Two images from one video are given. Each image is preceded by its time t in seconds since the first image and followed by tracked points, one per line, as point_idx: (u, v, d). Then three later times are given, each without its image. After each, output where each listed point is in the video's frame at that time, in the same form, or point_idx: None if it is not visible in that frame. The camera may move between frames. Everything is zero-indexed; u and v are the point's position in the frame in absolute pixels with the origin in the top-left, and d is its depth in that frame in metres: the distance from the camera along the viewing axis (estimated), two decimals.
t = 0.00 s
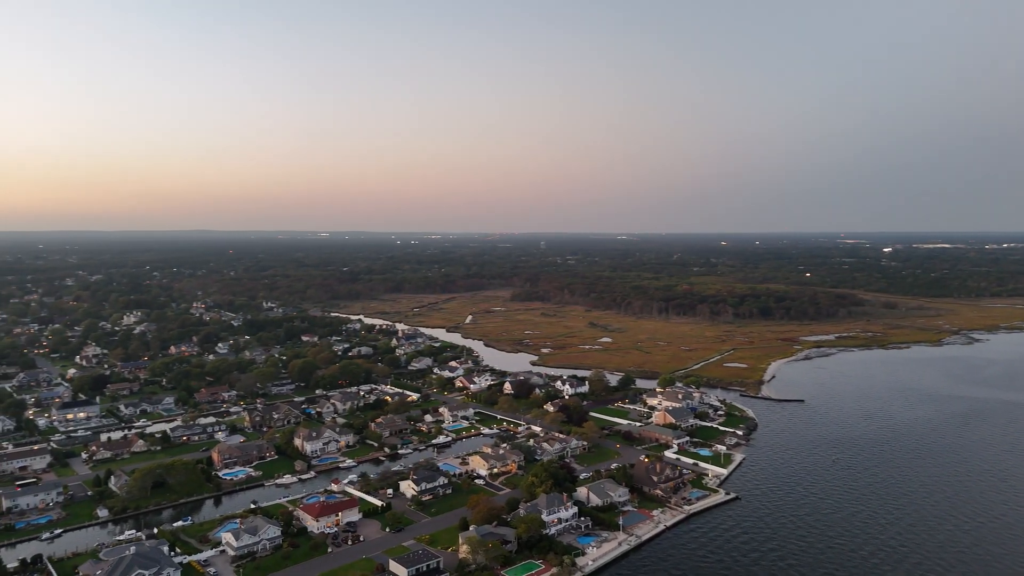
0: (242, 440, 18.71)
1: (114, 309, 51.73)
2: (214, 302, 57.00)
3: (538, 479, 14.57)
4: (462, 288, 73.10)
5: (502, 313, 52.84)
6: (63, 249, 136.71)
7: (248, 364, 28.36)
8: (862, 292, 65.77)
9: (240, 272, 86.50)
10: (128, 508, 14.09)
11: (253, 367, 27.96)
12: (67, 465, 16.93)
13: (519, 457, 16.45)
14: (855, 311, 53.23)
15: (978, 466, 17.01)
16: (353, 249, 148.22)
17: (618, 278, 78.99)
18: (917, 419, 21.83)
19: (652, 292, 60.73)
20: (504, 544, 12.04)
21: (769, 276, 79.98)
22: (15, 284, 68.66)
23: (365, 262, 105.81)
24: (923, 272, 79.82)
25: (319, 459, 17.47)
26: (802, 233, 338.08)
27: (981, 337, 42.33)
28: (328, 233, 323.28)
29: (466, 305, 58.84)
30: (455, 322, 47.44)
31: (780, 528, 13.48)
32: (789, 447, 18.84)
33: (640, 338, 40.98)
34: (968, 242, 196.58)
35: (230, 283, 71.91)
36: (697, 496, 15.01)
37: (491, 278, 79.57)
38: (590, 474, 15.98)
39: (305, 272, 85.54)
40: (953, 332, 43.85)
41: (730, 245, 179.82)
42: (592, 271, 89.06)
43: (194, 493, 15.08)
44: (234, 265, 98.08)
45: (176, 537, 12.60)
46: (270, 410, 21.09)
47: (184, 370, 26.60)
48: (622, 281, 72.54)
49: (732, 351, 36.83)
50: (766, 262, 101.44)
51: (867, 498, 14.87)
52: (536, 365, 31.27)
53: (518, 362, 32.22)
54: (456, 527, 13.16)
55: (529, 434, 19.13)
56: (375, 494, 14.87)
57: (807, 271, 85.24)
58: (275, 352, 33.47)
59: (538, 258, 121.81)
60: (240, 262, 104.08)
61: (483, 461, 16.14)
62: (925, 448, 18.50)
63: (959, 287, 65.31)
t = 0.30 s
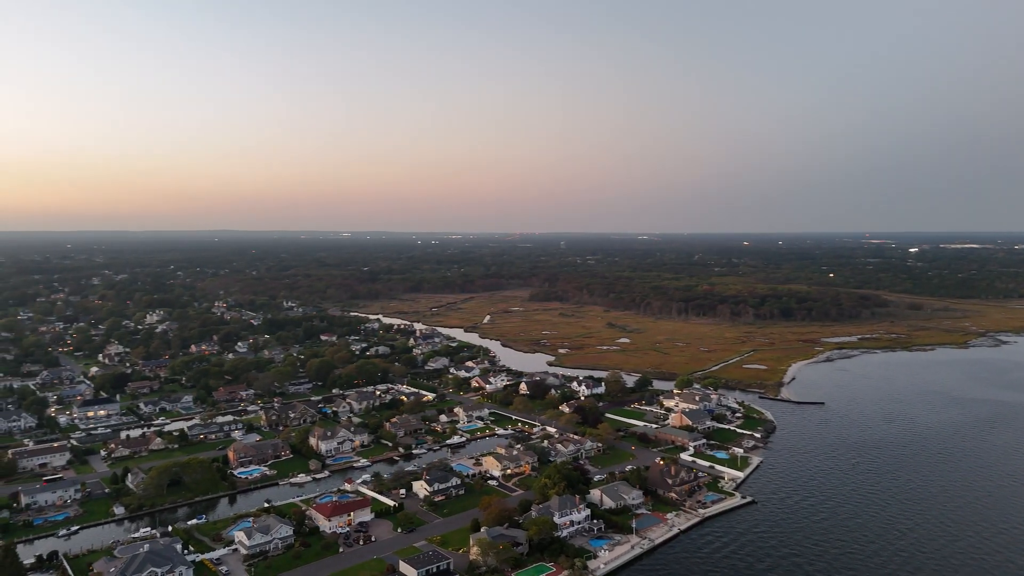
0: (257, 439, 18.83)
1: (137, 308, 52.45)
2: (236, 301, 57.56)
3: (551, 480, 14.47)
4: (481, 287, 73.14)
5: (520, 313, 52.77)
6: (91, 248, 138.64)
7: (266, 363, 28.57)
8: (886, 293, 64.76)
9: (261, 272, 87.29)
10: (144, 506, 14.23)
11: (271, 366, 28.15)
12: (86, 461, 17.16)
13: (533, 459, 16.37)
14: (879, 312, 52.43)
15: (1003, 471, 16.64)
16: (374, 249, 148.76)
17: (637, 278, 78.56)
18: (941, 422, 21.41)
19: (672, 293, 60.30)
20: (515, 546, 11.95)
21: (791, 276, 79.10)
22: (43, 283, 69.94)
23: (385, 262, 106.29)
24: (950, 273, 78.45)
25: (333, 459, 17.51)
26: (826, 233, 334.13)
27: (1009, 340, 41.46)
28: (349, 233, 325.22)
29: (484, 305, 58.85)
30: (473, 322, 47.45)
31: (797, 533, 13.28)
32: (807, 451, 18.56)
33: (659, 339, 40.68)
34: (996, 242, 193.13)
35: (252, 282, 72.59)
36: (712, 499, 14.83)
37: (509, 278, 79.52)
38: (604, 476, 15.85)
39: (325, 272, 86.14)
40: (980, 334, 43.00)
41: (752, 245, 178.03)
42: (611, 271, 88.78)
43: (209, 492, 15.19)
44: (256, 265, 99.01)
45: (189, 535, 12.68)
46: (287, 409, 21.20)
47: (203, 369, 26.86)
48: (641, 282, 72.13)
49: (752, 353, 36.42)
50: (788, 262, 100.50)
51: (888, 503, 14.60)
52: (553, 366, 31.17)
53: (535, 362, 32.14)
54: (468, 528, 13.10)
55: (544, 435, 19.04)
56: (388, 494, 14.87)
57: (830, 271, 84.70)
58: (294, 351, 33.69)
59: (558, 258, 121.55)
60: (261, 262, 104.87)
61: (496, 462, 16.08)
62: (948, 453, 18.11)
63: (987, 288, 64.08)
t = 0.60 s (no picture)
0: (273, 438, 18.92)
1: (160, 307, 53.11)
2: (256, 301, 58.08)
3: (564, 482, 14.36)
4: (499, 287, 73.13)
5: (538, 313, 52.66)
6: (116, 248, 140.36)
7: (284, 362, 28.75)
8: (911, 294, 63.68)
9: (283, 272, 87.93)
10: (160, 504, 14.35)
11: (288, 365, 28.35)
12: (105, 459, 17.36)
13: (547, 460, 16.27)
14: (904, 313, 51.56)
15: None
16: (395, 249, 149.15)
17: (657, 278, 78.07)
18: (966, 426, 20.97)
19: (692, 293, 59.82)
20: (526, 548, 11.87)
21: (814, 277, 78.16)
22: (70, 282, 71.15)
23: (405, 262, 106.68)
24: (977, 274, 76.96)
25: (348, 458, 17.55)
26: (850, 233, 329.90)
27: None
28: (369, 233, 326.82)
29: (502, 305, 58.82)
30: (491, 322, 47.41)
31: (813, 538, 13.07)
32: (826, 454, 18.25)
33: (678, 340, 40.33)
34: None
35: (272, 281, 73.18)
36: (728, 503, 14.63)
37: (529, 278, 79.38)
38: (619, 478, 15.69)
39: (345, 271, 86.61)
40: (1008, 337, 42.06)
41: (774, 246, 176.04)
42: (630, 271, 88.49)
43: (223, 490, 15.29)
44: (278, 265, 99.87)
45: (202, 533, 12.75)
46: (303, 408, 21.31)
47: (222, 367, 27.08)
48: (661, 282, 71.66)
49: (772, 354, 35.99)
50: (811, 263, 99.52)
51: (909, 509, 14.30)
52: (569, 366, 31.02)
53: (552, 363, 32.02)
54: (479, 529, 13.03)
55: (558, 436, 18.94)
56: (401, 494, 14.85)
57: (852, 271, 84.50)
58: (312, 350, 33.89)
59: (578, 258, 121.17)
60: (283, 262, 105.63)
61: (509, 463, 15.99)
62: (972, 458, 17.71)
63: (1015, 289, 62.76)
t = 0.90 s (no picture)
0: (289, 437, 19.01)
1: (182, 306, 53.70)
2: (277, 300, 58.52)
3: (577, 484, 14.24)
4: (518, 287, 73.03)
5: (556, 313, 52.51)
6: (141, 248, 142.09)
7: (302, 362, 28.92)
8: (938, 295, 62.54)
9: (304, 271, 88.57)
10: (175, 502, 14.47)
11: (306, 365, 28.52)
12: (123, 456, 17.55)
13: (560, 462, 16.16)
14: (929, 315, 50.63)
15: None
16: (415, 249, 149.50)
17: (677, 278, 77.50)
18: (991, 430, 20.51)
19: (712, 293, 59.28)
20: (537, 551, 11.79)
21: (837, 278, 77.10)
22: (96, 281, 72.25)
23: (424, 261, 106.98)
24: (1006, 275, 75.40)
25: (362, 458, 17.56)
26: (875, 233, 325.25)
27: None
28: (390, 233, 328.27)
29: (521, 305, 58.69)
30: (509, 322, 47.33)
31: (831, 543, 12.83)
32: (846, 458, 17.94)
33: (696, 341, 39.96)
34: None
35: (293, 281, 73.71)
36: (744, 507, 14.42)
37: (547, 278, 79.20)
38: (633, 480, 15.55)
39: (365, 271, 86.99)
40: None
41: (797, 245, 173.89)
42: (650, 271, 88.01)
43: (238, 489, 15.38)
44: (299, 264, 100.62)
45: (216, 531, 12.82)
46: (319, 407, 21.38)
47: (240, 366, 27.31)
48: (681, 282, 71.12)
49: (793, 355, 35.53)
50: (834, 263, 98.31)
51: (930, 514, 14.00)
52: (587, 367, 30.88)
53: (569, 363, 31.88)
54: (491, 531, 12.97)
55: (573, 437, 18.82)
56: (413, 494, 14.83)
57: (877, 271, 83.42)
58: (330, 349, 34.04)
59: (598, 258, 120.68)
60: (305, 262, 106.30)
61: (523, 464, 15.91)
62: (997, 463, 17.30)
63: None
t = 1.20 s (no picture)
0: (304, 436, 19.07)
1: (204, 305, 54.29)
2: (297, 299, 58.94)
3: (589, 486, 14.12)
4: (537, 287, 72.87)
5: (575, 313, 52.30)
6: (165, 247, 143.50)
7: (319, 361, 29.07)
8: (965, 296, 61.32)
9: (325, 271, 89.13)
10: (190, 500, 14.57)
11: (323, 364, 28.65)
12: (140, 454, 17.73)
13: (574, 463, 16.04)
14: (956, 316, 49.66)
15: None
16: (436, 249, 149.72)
17: (697, 279, 76.85)
18: (1017, 435, 20.03)
19: (733, 294, 58.69)
20: (548, 553, 11.69)
21: (861, 278, 75.97)
22: (121, 280, 73.31)
23: (444, 261, 107.24)
24: None
25: (376, 458, 17.57)
26: (901, 233, 320.38)
27: None
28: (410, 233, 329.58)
29: (539, 305, 58.51)
30: (527, 322, 47.22)
31: (849, 549, 12.58)
32: (866, 462, 17.59)
33: (716, 342, 39.56)
34: None
35: (313, 281, 74.25)
36: (760, 511, 14.20)
37: (566, 278, 78.92)
38: (647, 483, 15.38)
39: (385, 271, 87.30)
40: None
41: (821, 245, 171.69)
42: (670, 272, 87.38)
43: (253, 487, 15.46)
44: (320, 264, 101.31)
45: (229, 530, 12.89)
46: (334, 406, 21.44)
47: (259, 366, 27.51)
48: (700, 283, 70.50)
49: (814, 357, 35.03)
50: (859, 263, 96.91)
51: (953, 520, 13.67)
52: (604, 368, 30.71)
53: (587, 364, 31.70)
54: (503, 533, 12.88)
55: (588, 439, 18.68)
56: (426, 494, 14.80)
57: (902, 272, 82.11)
58: (348, 349, 34.19)
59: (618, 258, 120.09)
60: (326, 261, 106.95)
61: (536, 465, 15.81)
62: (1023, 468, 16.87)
63: None
